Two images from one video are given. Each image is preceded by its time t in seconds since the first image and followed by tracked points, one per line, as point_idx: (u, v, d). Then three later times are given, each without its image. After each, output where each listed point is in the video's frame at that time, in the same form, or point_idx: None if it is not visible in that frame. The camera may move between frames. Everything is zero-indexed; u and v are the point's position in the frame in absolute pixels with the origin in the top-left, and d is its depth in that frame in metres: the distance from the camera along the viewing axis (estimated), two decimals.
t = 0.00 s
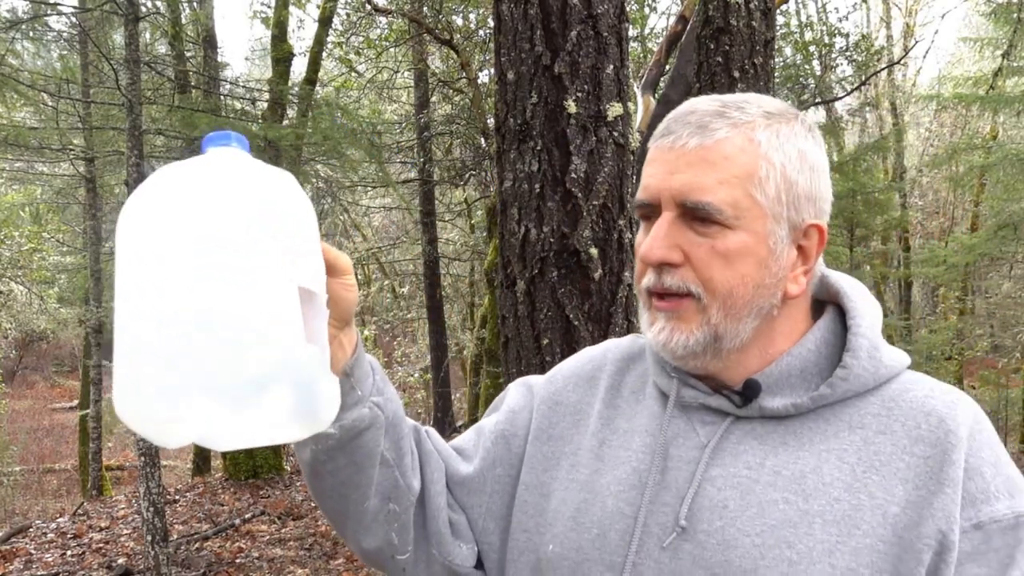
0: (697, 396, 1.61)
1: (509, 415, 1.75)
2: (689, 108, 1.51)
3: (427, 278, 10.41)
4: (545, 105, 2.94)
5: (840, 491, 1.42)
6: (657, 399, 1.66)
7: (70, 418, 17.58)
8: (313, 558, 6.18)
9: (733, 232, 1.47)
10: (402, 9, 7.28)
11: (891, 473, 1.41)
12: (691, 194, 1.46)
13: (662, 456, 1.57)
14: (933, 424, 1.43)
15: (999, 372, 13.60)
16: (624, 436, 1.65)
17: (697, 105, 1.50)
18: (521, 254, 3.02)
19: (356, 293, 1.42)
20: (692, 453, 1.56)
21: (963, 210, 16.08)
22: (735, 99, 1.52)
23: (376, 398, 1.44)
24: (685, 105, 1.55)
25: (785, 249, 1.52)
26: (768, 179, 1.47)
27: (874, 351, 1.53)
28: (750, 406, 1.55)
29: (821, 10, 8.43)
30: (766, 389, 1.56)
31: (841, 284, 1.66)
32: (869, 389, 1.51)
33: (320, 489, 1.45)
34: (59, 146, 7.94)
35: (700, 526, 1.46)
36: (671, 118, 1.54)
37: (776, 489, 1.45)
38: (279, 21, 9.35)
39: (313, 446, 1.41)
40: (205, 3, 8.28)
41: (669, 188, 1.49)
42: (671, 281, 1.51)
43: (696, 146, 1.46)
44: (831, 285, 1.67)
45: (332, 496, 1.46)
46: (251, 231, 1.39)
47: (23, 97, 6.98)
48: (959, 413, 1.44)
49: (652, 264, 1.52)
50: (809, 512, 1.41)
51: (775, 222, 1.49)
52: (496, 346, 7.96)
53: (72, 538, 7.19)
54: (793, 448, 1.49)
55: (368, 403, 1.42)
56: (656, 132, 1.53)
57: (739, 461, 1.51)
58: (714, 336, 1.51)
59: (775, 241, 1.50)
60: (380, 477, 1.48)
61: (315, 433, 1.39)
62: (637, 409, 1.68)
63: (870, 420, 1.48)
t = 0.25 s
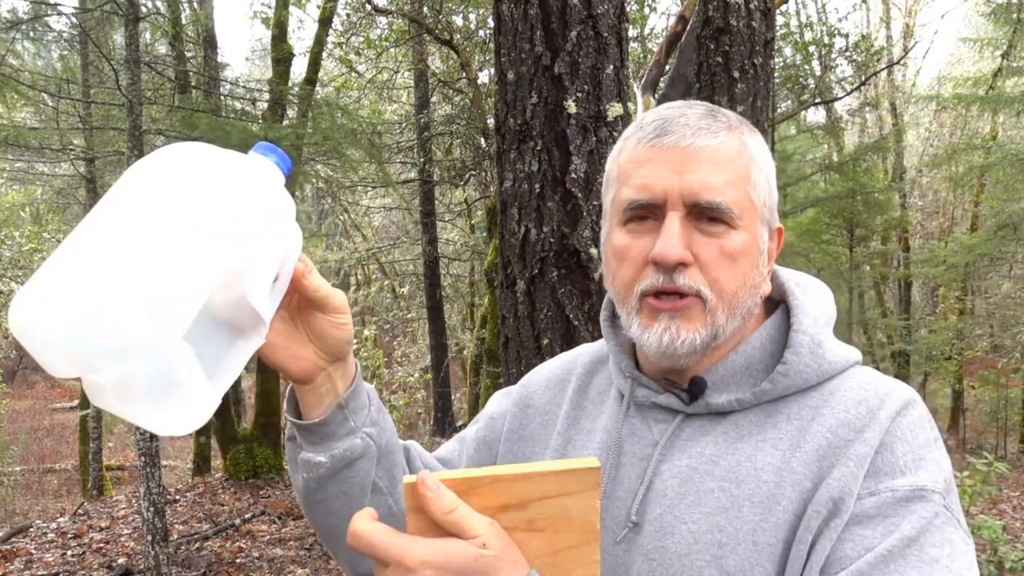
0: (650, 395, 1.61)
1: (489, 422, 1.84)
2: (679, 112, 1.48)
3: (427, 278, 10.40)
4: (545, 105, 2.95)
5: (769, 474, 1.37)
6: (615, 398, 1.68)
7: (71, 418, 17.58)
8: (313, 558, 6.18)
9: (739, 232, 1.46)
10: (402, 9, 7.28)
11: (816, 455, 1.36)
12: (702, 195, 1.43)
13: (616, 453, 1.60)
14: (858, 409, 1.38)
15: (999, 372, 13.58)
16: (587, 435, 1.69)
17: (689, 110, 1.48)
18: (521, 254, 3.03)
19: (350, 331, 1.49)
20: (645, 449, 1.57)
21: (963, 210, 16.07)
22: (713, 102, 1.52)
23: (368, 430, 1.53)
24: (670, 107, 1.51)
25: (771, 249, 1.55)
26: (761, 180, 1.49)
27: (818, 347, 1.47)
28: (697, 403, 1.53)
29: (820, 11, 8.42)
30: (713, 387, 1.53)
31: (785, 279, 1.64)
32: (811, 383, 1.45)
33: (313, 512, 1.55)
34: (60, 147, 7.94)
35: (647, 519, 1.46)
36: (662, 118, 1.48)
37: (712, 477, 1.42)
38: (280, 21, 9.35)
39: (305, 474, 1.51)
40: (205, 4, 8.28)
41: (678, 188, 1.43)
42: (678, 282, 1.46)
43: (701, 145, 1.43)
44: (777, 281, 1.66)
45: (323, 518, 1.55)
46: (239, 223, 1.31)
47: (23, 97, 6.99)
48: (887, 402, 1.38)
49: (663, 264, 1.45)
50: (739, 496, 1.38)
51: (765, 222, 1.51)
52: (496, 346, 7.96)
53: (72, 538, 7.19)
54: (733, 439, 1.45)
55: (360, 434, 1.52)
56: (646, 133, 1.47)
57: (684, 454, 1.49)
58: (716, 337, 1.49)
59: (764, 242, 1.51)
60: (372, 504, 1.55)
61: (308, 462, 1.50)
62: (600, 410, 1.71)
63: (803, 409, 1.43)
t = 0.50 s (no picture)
0: (642, 396, 1.60)
1: (479, 426, 1.82)
2: (665, 114, 1.48)
3: (427, 278, 10.40)
4: (545, 105, 2.95)
5: (770, 471, 1.37)
6: (606, 401, 1.67)
7: (71, 418, 17.59)
8: (313, 558, 6.18)
9: (730, 232, 1.47)
10: (402, 9, 7.28)
11: (817, 452, 1.36)
12: (694, 197, 1.43)
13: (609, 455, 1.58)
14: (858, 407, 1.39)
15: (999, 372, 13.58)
16: (578, 439, 1.67)
17: (674, 113, 1.48)
18: (521, 254, 3.03)
19: (349, 335, 1.45)
20: (639, 449, 1.55)
21: (963, 210, 16.06)
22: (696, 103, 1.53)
23: (363, 430, 1.48)
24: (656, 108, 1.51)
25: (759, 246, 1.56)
26: (748, 179, 1.50)
27: (809, 344, 1.48)
28: (690, 402, 1.52)
29: (820, 11, 8.42)
30: (706, 385, 1.52)
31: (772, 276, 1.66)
32: (804, 381, 1.45)
33: (302, 508, 1.51)
34: (59, 147, 7.93)
35: (645, 518, 1.44)
36: (648, 121, 1.48)
37: (711, 476, 1.42)
38: (280, 21, 9.34)
39: (297, 468, 1.47)
40: (205, 4, 8.27)
41: (669, 191, 1.43)
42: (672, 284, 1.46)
43: (691, 148, 1.43)
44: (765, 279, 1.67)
45: (311, 514, 1.50)
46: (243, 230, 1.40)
47: (23, 97, 6.99)
48: (885, 400, 1.39)
49: (658, 267, 1.45)
50: (740, 494, 1.37)
51: (753, 220, 1.52)
52: (496, 346, 7.95)
53: (72, 538, 7.19)
54: (729, 437, 1.45)
55: (355, 434, 1.47)
56: (632, 138, 1.47)
57: (680, 453, 1.48)
58: (710, 337, 1.49)
59: (754, 241, 1.53)
60: (361, 505, 1.50)
61: (300, 457, 1.46)
62: (590, 413, 1.70)
63: (798, 406, 1.43)
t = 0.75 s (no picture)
0: (691, 402, 1.56)
1: (503, 427, 1.72)
2: (722, 107, 1.48)
3: (427, 278, 10.40)
4: (545, 105, 2.94)
5: (840, 494, 1.36)
6: (651, 408, 1.61)
7: (71, 418, 17.59)
8: (313, 558, 6.18)
9: (785, 231, 1.46)
10: (402, 9, 7.28)
11: (895, 472, 1.35)
12: (751, 192, 1.42)
13: (658, 465, 1.52)
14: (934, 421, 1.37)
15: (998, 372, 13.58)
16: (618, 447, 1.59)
17: (731, 105, 1.48)
18: (521, 253, 3.02)
19: (406, 301, 1.47)
20: (688, 460, 1.51)
21: (963, 210, 16.04)
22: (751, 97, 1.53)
23: (404, 409, 1.48)
24: (709, 100, 1.51)
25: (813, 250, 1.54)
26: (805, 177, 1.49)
27: (870, 351, 1.49)
28: (745, 410, 1.50)
29: (821, 11, 8.41)
30: (761, 393, 1.51)
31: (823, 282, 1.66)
32: (866, 391, 1.45)
33: (330, 488, 1.48)
34: (60, 147, 7.93)
35: (698, 535, 1.42)
36: (703, 112, 1.48)
37: (774, 495, 1.40)
38: (280, 21, 9.35)
39: (331, 443, 1.45)
40: (206, 4, 8.26)
41: (724, 184, 1.43)
42: (725, 284, 1.44)
43: (748, 141, 1.43)
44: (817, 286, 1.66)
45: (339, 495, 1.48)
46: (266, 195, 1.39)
47: (23, 97, 7.01)
48: (960, 411, 1.38)
49: (710, 264, 1.43)
50: (810, 516, 1.36)
51: (809, 223, 1.51)
52: (496, 346, 7.94)
53: (72, 538, 7.18)
54: (791, 453, 1.43)
55: (395, 412, 1.47)
56: (687, 128, 1.46)
57: (735, 467, 1.46)
58: (762, 340, 1.47)
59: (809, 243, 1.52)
60: (390, 489, 1.48)
61: (338, 431, 1.44)
62: (630, 420, 1.62)
63: (866, 419, 1.43)
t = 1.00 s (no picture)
0: (770, 413, 1.49)
1: (557, 424, 1.64)
2: (803, 94, 1.41)
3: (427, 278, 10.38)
4: (545, 105, 2.94)
5: (939, 521, 1.29)
6: (725, 417, 1.53)
7: (71, 418, 17.59)
8: (314, 558, 6.18)
9: (873, 229, 1.37)
10: (402, 9, 7.28)
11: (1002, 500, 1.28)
12: (835, 187, 1.35)
13: (732, 480, 1.45)
14: None
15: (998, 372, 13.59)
16: (686, 456, 1.52)
17: (813, 92, 1.41)
18: (521, 253, 3.01)
19: (445, 275, 1.36)
20: (767, 475, 1.44)
21: (963, 210, 16.01)
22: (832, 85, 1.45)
23: (440, 390, 1.39)
24: (788, 88, 1.44)
25: (904, 252, 1.45)
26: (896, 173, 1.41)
27: (972, 367, 1.40)
28: (831, 425, 1.43)
29: (821, 10, 8.39)
30: (849, 408, 1.43)
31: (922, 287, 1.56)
32: (965, 409, 1.37)
33: (360, 468, 1.42)
34: (60, 146, 7.93)
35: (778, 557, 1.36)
36: (781, 101, 1.41)
37: (865, 519, 1.33)
38: (280, 21, 9.35)
39: (363, 421, 1.38)
40: (206, 3, 8.25)
41: (806, 179, 1.36)
42: (810, 287, 1.36)
43: (832, 130, 1.35)
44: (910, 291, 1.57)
45: (371, 482, 1.41)
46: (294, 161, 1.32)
47: (24, 97, 7.02)
48: None
49: (791, 265, 1.35)
50: (905, 544, 1.28)
51: (900, 222, 1.42)
52: (497, 346, 7.94)
53: (72, 538, 7.18)
54: (883, 473, 1.36)
55: (430, 393, 1.38)
56: (766, 118, 1.40)
57: (820, 486, 1.39)
58: (847, 347, 1.39)
59: (901, 243, 1.43)
60: (423, 474, 1.41)
61: (370, 408, 1.37)
62: (701, 427, 1.55)
63: (966, 438, 1.35)
